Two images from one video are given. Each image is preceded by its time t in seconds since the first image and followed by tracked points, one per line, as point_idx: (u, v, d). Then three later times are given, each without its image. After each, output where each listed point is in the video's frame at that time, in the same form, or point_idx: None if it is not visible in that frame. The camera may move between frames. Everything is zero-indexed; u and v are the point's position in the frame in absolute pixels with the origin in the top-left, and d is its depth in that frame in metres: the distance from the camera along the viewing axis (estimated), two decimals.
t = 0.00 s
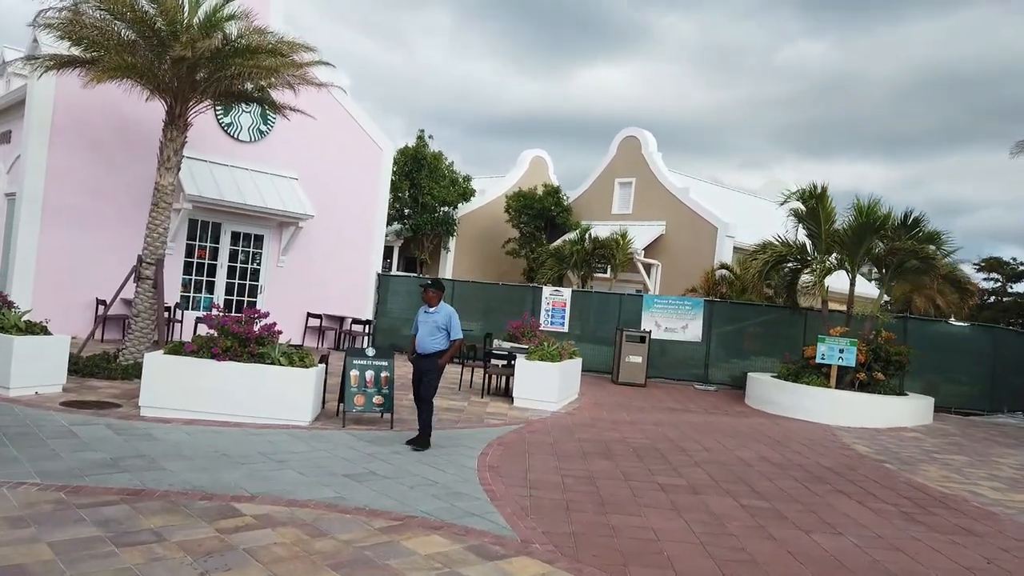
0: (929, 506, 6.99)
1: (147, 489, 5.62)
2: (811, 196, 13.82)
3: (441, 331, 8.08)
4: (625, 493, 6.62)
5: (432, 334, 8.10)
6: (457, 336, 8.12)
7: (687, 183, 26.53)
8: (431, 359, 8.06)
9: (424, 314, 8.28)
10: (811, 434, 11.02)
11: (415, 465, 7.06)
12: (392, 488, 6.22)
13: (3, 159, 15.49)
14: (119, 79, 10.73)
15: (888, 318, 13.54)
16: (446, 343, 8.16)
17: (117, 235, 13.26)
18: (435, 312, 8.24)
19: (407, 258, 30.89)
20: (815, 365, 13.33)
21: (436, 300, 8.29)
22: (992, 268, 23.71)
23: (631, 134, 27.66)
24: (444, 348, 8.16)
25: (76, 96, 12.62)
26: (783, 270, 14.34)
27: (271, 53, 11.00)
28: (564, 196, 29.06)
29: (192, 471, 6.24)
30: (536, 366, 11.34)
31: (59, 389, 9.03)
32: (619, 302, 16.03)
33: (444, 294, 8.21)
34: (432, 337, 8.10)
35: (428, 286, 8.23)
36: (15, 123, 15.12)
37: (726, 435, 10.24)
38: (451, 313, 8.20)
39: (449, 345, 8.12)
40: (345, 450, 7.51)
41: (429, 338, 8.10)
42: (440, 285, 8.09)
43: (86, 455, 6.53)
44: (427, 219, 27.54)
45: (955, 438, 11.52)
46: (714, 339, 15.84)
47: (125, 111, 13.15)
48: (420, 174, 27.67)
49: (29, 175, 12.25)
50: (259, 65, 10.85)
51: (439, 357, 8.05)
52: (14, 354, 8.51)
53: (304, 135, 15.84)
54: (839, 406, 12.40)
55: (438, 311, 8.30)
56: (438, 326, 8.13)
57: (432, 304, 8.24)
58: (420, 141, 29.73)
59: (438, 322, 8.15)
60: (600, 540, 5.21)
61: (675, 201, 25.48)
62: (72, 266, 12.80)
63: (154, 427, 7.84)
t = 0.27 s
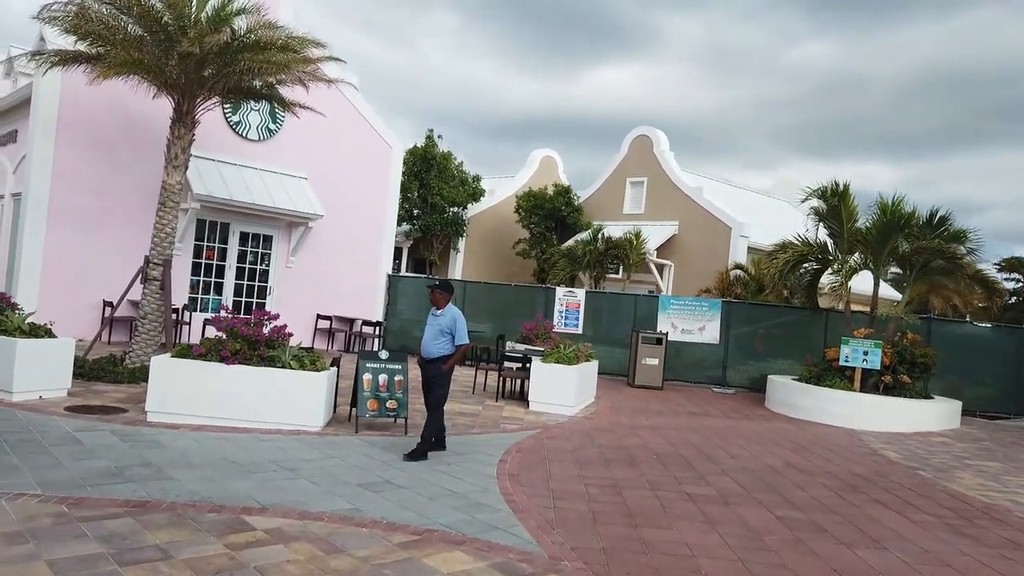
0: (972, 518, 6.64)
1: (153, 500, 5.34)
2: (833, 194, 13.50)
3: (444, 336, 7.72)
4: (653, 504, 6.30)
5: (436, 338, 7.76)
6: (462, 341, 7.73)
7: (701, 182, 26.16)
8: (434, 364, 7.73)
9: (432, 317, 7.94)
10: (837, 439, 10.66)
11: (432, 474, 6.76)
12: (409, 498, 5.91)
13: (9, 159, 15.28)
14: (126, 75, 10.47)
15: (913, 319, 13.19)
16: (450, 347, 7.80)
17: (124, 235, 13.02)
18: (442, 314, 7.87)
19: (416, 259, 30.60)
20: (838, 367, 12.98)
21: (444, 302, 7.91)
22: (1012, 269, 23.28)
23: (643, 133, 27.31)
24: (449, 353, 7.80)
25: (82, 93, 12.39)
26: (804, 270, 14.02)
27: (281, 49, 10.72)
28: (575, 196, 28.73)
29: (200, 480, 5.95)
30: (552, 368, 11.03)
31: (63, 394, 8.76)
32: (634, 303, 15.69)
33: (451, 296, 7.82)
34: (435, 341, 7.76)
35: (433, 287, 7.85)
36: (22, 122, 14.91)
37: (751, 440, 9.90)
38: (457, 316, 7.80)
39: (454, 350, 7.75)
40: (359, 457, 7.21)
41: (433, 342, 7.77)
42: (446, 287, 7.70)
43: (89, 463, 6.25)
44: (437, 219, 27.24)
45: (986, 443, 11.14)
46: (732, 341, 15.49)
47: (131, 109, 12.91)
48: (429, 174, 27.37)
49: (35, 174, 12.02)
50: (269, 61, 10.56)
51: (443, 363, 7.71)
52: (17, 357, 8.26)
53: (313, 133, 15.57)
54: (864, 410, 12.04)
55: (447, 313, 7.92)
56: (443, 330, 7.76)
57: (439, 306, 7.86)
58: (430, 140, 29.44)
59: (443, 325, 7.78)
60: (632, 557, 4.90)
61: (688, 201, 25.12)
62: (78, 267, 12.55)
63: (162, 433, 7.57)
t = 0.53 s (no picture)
0: None
1: (169, 514, 5.06)
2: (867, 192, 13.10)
3: (458, 337, 7.23)
4: (693, 519, 5.95)
5: (451, 340, 7.31)
6: (477, 343, 7.18)
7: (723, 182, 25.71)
8: (448, 368, 7.27)
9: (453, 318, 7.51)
10: (876, 447, 10.24)
11: (459, 485, 6.45)
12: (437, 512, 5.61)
13: (26, 160, 15.16)
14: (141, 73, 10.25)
15: (950, 321, 12.75)
16: (466, 350, 7.28)
17: (141, 236, 12.81)
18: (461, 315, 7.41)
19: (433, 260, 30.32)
20: (872, 370, 12.55)
21: (465, 303, 7.47)
22: None
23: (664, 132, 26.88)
24: (466, 357, 7.28)
25: (97, 92, 12.21)
26: (834, 269, 13.63)
27: (298, 43, 10.46)
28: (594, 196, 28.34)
29: (218, 492, 5.67)
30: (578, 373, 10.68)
31: (78, 398, 8.53)
32: (658, 305, 15.31)
33: (468, 295, 7.38)
34: (450, 344, 7.30)
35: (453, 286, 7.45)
36: (39, 122, 14.77)
37: (786, 448, 9.51)
38: (473, 316, 7.28)
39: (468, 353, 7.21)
40: (382, 466, 6.91)
41: (449, 344, 7.31)
42: (462, 286, 7.30)
43: (103, 473, 5.99)
44: (454, 220, 26.96)
45: None
46: (760, 344, 15.09)
47: (147, 108, 12.71)
48: (446, 174, 27.08)
49: (50, 175, 11.86)
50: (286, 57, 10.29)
51: (456, 367, 7.22)
52: (31, 361, 8.03)
53: (330, 133, 15.32)
54: (901, 416, 11.60)
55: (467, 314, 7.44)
56: (457, 332, 7.29)
57: (458, 307, 7.45)
58: (447, 141, 29.18)
59: (458, 327, 7.30)
60: None
61: (710, 201, 24.66)
62: (94, 268, 12.36)
63: (178, 441, 7.31)
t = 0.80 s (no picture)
0: None
1: (199, 524, 4.82)
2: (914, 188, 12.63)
3: (488, 338, 6.72)
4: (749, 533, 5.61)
5: (481, 342, 6.79)
6: (509, 345, 6.63)
7: (754, 180, 25.19)
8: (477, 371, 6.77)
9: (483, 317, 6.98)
10: (927, 454, 9.79)
11: (498, 494, 6.15)
12: (479, 523, 5.32)
13: (55, 160, 15.14)
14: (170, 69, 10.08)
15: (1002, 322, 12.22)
16: (498, 352, 6.74)
17: (169, 236, 12.69)
18: (491, 315, 6.88)
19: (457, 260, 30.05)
20: (919, 374, 12.04)
21: (495, 301, 6.93)
22: None
23: (693, 129, 26.40)
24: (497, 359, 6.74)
25: (125, 89, 12.11)
26: (878, 268, 13.13)
27: (328, 38, 10.27)
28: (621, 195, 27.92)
29: (250, 500, 5.43)
30: (614, 375, 10.36)
31: (105, 400, 8.36)
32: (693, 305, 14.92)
33: (499, 293, 6.84)
34: (479, 345, 6.79)
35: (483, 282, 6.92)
36: (67, 122, 14.74)
37: (834, 456, 9.09)
38: (505, 316, 6.74)
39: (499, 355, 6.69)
40: (417, 472, 6.65)
41: (478, 346, 6.79)
42: (492, 283, 6.77)
43: (131, 479, 5.77)
44: (480, 219, 26.68)
45: None
46: (798, 346, 14.64)
47: (174, 105, 12.58)
48: (471, 173, 26.82)
49: (79, 174, 11.77)
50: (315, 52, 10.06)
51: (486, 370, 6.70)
52: (58, 362, 7.87)
53: (357, 131, 15.12)
54: (951, 421, 11.12)
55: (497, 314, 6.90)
56: (488, 332, 6.75)
57: (489, 306, 6.91)
58: (472, 140, 28.91)
59: (488, 327, 6.79)
60: None
61: (741, 199, 24.16)
62: (122, 268, 12.26)
63: (206, 445, 7.09)
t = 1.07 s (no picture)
0: None
1: (231, 541, 4.59)
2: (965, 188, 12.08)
3: (524, 344, 6.38)
4: (810, 556, 5.26)
5: (516, 348, 6.45)
6: (544, 351, 6.32)
7: (788, 181, 24.62)
8: (512, 380, 6.44)
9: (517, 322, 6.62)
10: (984, 467, 9.31)
11: (540, 509, 5.86)
12: (523, 542, 5.02)
13: (86, 162, 15.14)
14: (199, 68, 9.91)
15: None
16: (532, 359, 6.43)
17: (198, 238, 12.58)
18: (525, 319, 6.51)
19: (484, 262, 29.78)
20: (971, 382, 11.52)
21: (531, 305, 6.57)
22: None
23: (726, 128, 25.90)
24: (532, 366, 6.43)
25: (155, 90, 12.02)
26: (923, 271, 12.55)
27: (359, 35, 10.07)
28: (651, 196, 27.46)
29: (283, 515, 5.20)
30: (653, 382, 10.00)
31: (134, 405, 8.21)
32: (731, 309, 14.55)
33: (534, 296, 6.49)
34: (514, 351, 6.46)
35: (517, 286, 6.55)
36: (98, 124, 14.74)
37: (886, 468, 8.66)
38: (540, 321, 6.41)
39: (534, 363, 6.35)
40: (454, 485, 6.37)
41: (513, 352, 6.45)
42: (526, 286, 6.39)
43: (161, 491, 5.57)
44: (508, 221, 26.39)
45: None
46: (840, 351, 14.17)
47: (204, 106, 12.48)
48: (499, 174, 26.55)
49: (109, 175, 11.69)
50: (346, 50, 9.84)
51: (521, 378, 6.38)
52: (87, 367, 7.72)
53: (386, 132, 14.92)
54: (1007, 431, 10.60)
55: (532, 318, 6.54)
56: (522, 338, 6.44)
57: (523, 310, 6.55)
58: (499, 140, 28.66)
59: (523, 333, 6.44)
60: None
61: (775, 200, 23.61)
62: (152, 271, 12.16)
63: (236, 454, 6.88)
